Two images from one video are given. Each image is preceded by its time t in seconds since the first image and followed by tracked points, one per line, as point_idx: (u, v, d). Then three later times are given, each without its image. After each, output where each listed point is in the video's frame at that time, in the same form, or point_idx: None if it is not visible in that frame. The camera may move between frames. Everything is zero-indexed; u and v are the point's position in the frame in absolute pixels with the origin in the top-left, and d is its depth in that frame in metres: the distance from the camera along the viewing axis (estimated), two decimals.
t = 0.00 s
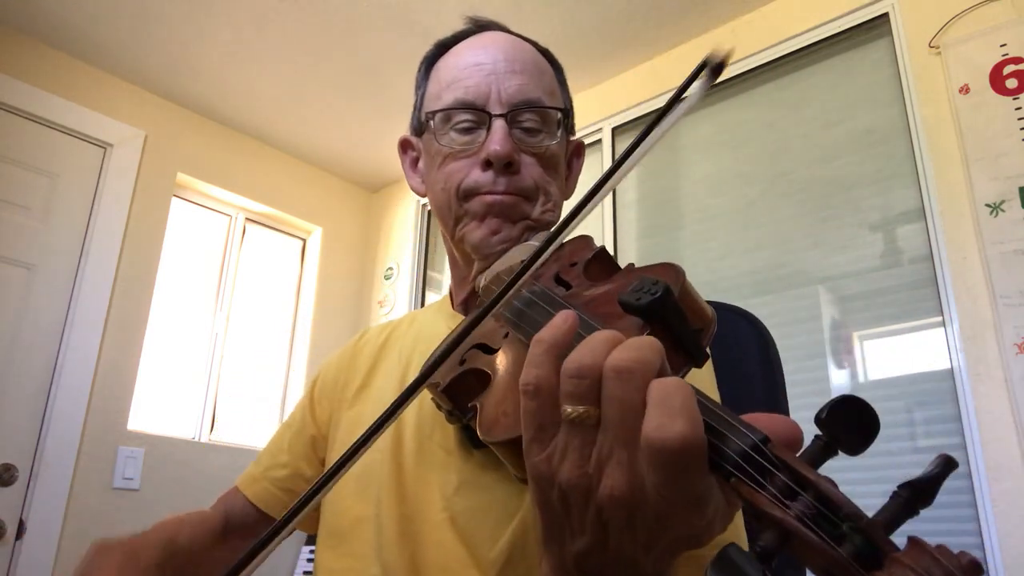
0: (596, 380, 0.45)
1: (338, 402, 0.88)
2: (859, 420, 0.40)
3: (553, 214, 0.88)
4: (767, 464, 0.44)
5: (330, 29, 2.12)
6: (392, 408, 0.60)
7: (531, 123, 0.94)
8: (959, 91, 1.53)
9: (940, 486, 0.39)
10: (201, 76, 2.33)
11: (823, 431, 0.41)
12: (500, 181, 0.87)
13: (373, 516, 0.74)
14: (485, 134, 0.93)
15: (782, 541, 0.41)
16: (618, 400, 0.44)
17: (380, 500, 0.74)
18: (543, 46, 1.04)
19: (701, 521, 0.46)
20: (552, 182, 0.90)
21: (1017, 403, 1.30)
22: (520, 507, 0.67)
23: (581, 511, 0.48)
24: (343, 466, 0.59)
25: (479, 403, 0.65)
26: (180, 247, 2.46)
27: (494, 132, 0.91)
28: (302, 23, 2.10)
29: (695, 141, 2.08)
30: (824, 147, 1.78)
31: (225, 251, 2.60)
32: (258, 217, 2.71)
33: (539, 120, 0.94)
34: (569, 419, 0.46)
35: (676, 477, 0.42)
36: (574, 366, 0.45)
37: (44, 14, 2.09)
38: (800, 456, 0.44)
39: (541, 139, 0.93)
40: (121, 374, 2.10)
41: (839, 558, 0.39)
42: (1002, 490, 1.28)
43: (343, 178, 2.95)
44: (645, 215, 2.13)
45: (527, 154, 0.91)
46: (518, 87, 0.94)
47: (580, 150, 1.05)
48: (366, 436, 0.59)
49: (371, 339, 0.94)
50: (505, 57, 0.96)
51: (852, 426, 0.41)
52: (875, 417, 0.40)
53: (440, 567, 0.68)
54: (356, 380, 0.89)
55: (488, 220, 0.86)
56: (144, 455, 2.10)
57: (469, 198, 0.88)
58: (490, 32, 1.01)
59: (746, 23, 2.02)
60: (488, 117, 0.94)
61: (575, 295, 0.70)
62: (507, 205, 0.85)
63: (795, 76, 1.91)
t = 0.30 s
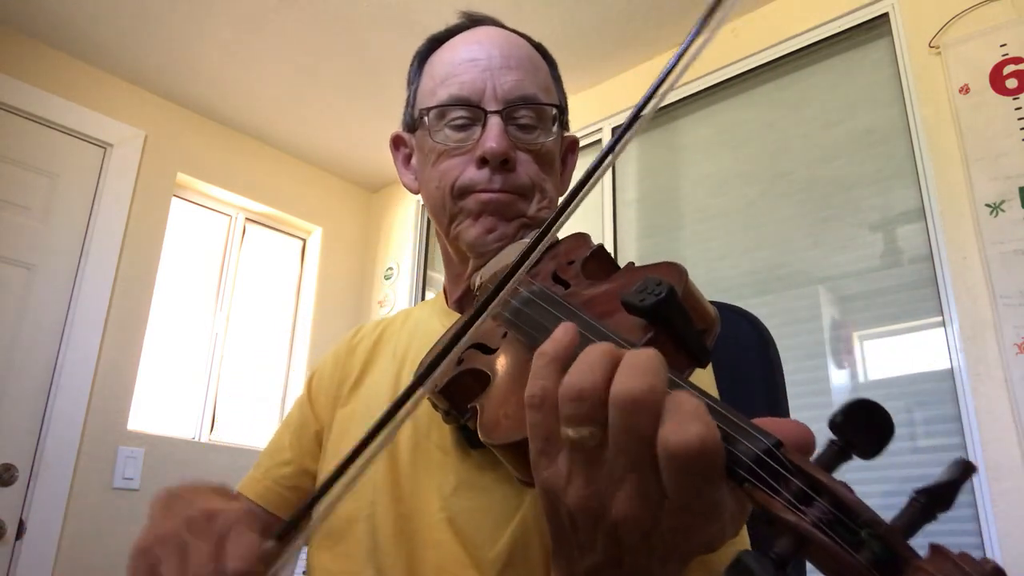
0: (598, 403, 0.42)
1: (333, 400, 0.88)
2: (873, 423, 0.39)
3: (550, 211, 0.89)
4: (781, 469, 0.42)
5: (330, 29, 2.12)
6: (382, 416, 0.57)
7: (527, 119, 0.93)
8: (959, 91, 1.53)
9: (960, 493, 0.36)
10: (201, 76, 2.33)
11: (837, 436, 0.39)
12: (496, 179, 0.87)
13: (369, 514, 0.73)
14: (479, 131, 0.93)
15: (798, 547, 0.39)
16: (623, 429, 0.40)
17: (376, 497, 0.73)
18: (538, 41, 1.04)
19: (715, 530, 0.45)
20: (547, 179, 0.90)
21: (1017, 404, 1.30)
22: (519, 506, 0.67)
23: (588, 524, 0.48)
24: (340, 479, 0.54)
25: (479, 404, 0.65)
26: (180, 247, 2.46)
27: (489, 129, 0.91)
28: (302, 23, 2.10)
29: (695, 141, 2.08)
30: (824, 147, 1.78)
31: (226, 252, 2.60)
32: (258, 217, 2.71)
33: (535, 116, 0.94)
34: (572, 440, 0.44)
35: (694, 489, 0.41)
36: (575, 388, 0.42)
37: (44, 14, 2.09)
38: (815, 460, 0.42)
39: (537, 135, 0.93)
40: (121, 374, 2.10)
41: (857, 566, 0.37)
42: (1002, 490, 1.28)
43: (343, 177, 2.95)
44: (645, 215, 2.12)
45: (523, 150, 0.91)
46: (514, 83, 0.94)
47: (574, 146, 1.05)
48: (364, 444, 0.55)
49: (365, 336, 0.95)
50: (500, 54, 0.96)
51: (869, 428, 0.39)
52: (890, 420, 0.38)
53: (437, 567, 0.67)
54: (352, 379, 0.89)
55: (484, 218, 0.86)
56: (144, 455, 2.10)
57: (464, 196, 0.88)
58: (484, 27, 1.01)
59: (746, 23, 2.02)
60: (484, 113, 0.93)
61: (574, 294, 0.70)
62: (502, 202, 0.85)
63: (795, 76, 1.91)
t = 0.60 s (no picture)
0: (630, 441, 0.42)
1: (327, 398, 0.87)
2: (903, 451, 0.40)
3: (552, 210, 0.89)
4: (811, 496, 0.41)
5: (329, 29, 2.12)
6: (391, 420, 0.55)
7: (530, 117, 0.94)
8: (959, 91, 1.53)
9: (998, 528, 0.36)
10: (201, 76, 2.33)
11: (869, 462, 0.40)
12: (499, 179, 0.86)
13: (369, 518, 0.74)
14: (482, 128, 0.93)
15: None
16: (658, 464, 0.41)
17: (377, 500, 0.74)
18: (539, 37, 1.04)
19: (748, 563, 0.45)
20: (550, 178, 0.91)
21: (1017, 404, 1.30)
22: (523, 510, 0.67)
23: (621, 559, 0.48)
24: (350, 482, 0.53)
25: (489, 412, 0.63)
26: (180, 247, 2.46)
27: (493, 128, 0.91)
28: (302, 23, 2.10)
29: (695, 141, 2.08)
30: (824, 147, 1.78)
31: (225, 251, 2.60)
32: (257, 216, 2.71)
33: (538, 114, 0.95)
34: (602, 479, 0.44)
35: (732, 529, 0.41)
36: (604, 427, 0.41)
37: (44, 14, 2.09)
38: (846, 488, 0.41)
39: (541, 134, 0.94)
40: (121, 374, 2.10)
41: None
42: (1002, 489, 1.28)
43: (343, 177, 2.95)
44: (645, 215, 2.12)
45: (526, 149, 0.91)
46: (517, 81, 0.94)
47: (575, 143, 1.05)
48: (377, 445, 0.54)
49: (361, 332, 0.94)
50: (503, 50, 0.96)
51: (898, 459, 0.40)
52: (922, 452, 0.40)
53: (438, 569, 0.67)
54: (345, 376, 0.89)
55: (486, 217, 0.86)
56: (144, 455, 2.10)
57: (467, 195, 0.88)
58: (485, 22, 1.01)
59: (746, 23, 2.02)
60: (486, 111, 0.93)
61: (582, 299, 0.70)
62: (506, 202, 0.86)
63: (796, 76, 1.91)
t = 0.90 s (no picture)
0: (636, 435, 0.42)
1: (324, 400, 0.87)
2: (903, 451, 0.40)
3: (545, 209, 0.89)
4: (813, 498, 0.40)
5: (330, 30, 2.12)
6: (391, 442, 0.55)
7: (521, 116, 0.94)
8: (959, 91, 1.53)
9: (1000, 527, 0.36)
10: (201, 76, 2.33)
11: (871, 461, 0.40)
12: (491, 179, 0.86)
13: (364, 521, 0.73)
14: (473, 128, 0.93)
15: None
16: (664, 453, 0.42)
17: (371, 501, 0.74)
18: (529, 35, 1.04)
19: (745, 558, 0.46)
20: (543, 177, 0.90)
21: (1017, 404, 1.30)
22: (521, 509, 0.67)
23: (626, 565, 0.48)
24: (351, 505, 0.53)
25: (487, 412, 0.63)
26: (180, 247, 2.46)
27: (484, 128, 0.90)
28: (303, 23, 2.10)
29: (695, 141, 2.08)
30: (824, 147, 1.78)
31: (225, 251, 2.60)
32: (257, 217, 2.71)
33: (529, 113, 0.94)
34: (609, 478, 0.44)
35: (735, 521, 0.42)
36: (614, 424, 0.42)
37: (44, 14, 2.09)
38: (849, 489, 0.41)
39: (532, 133, 0.93)
40: (121, 374, 2.10)
41: None
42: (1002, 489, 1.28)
43: (343, 177, 2.95)
44: (645, 215, 2.12)
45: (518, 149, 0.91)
46: (507, 80, 0.94)
47: (568, 140, 1.06)
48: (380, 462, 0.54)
49: (356, 333, 0.94)
50: (493, 49, 0.96)
51: (901, 457, 0.40)
52: (924, 450, 0.40)
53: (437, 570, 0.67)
54: (341, 378, 0.89)
55: (479, 218, 0.86)
56: (144, 455, 2.10)
57: (459, 195, 0.88)
58: (475, 21, 1.01)
59: (746, 23, 2.02)
60: (478, 111, 0.93)
61: (578, 299, 0.70)
62: (498, 202, 0.86)
63: (795, 76, 1.91)
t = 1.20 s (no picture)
0: (627, 440, 0.42)
1: (319, 400, 0.87)
2: (895, 461, 0.40)
3: (541, 209, 0.89)
4: (806, 509, 0.41)
5: (329, 30, 2.12)
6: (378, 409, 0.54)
7: (514, 116, 0.94)
8: (959, 91, 1.53)
9: (994, 540, 0.35)
10: (200, 76, 2.33)
11: (863, 472, 0.40)
12: (485, 181, 0.86)
13: (364, 522, 0.74)
14: (466, 130, 0.93)
15: None
16: (656, 460, 0.41)
17: (371, 501, 0.74)
18: (519, 32, 1.03)
19: (737, 566, 0.45)
20: (538, 177, 0.90)
21: (1017, 404, 1.30)
22: (517, 510, 0.67)
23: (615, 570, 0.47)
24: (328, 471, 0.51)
25: (481, 416, 0.63)
26: (180, 247, 2.46)
27: (476, 129, 0.90)
28: (303, 24, 2.10)
29: (695, 141, 2.08)
30: (824, 147, 1.78)
31: (225, 251, 2.60)
32: (258, 217, 2.71)
33: (521, 113, 0.94)
34: (600, 482, 0.44)
35: (726, 530, 0.41)
36: (607, 429, 0.42)
37: (44, 15, 2.09)
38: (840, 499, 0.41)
39: (524, 132, 0.93)
40: (121, 374, 2.10)
41: None
42: (1002, 490, 1.28)
43: (343, 177, 2.96)
44: (645, 214, 2.12)
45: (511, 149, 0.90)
46: (499, 79, 0.94)
47: (563, 137, 1.06)
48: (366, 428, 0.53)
49: (353, 334, 0.94)
50: (483, 48, 0.96)
51: (893, 466, 0.41)
52: (916, 459, 0.40)
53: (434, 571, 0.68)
54: (336, 379, 0.89)
55: (474, 219, 0.87)
56: (144, 454, 2.10)
57: (454, 198, 0.88)
58: (467, 20, 1.01)
59: (746, 23, 2.02)
60: (469, 112, 0.93)
61: (574, 302, 0.70)
62: (493, 204, 0.86)
63: (795, 76, 1.91)
